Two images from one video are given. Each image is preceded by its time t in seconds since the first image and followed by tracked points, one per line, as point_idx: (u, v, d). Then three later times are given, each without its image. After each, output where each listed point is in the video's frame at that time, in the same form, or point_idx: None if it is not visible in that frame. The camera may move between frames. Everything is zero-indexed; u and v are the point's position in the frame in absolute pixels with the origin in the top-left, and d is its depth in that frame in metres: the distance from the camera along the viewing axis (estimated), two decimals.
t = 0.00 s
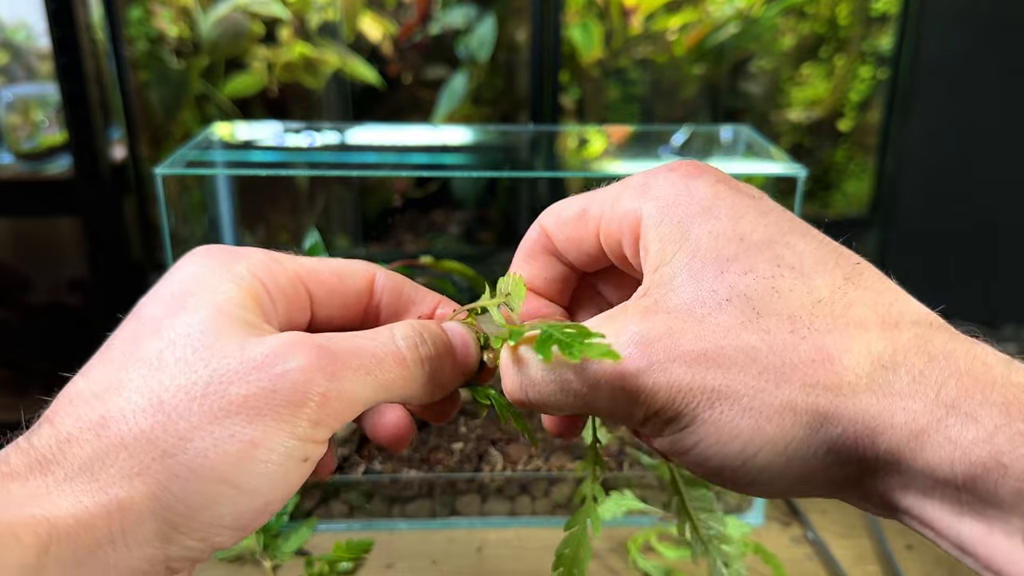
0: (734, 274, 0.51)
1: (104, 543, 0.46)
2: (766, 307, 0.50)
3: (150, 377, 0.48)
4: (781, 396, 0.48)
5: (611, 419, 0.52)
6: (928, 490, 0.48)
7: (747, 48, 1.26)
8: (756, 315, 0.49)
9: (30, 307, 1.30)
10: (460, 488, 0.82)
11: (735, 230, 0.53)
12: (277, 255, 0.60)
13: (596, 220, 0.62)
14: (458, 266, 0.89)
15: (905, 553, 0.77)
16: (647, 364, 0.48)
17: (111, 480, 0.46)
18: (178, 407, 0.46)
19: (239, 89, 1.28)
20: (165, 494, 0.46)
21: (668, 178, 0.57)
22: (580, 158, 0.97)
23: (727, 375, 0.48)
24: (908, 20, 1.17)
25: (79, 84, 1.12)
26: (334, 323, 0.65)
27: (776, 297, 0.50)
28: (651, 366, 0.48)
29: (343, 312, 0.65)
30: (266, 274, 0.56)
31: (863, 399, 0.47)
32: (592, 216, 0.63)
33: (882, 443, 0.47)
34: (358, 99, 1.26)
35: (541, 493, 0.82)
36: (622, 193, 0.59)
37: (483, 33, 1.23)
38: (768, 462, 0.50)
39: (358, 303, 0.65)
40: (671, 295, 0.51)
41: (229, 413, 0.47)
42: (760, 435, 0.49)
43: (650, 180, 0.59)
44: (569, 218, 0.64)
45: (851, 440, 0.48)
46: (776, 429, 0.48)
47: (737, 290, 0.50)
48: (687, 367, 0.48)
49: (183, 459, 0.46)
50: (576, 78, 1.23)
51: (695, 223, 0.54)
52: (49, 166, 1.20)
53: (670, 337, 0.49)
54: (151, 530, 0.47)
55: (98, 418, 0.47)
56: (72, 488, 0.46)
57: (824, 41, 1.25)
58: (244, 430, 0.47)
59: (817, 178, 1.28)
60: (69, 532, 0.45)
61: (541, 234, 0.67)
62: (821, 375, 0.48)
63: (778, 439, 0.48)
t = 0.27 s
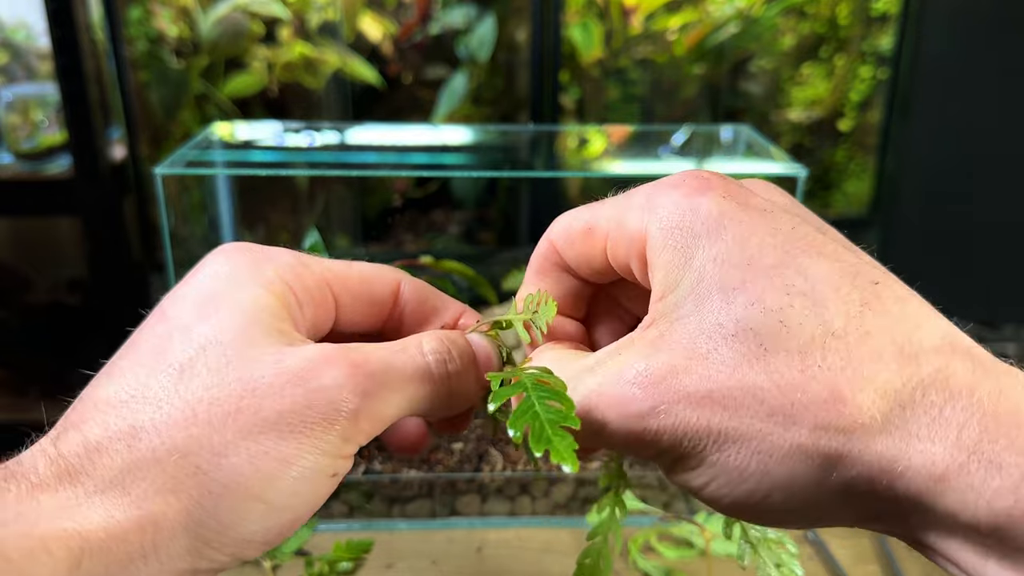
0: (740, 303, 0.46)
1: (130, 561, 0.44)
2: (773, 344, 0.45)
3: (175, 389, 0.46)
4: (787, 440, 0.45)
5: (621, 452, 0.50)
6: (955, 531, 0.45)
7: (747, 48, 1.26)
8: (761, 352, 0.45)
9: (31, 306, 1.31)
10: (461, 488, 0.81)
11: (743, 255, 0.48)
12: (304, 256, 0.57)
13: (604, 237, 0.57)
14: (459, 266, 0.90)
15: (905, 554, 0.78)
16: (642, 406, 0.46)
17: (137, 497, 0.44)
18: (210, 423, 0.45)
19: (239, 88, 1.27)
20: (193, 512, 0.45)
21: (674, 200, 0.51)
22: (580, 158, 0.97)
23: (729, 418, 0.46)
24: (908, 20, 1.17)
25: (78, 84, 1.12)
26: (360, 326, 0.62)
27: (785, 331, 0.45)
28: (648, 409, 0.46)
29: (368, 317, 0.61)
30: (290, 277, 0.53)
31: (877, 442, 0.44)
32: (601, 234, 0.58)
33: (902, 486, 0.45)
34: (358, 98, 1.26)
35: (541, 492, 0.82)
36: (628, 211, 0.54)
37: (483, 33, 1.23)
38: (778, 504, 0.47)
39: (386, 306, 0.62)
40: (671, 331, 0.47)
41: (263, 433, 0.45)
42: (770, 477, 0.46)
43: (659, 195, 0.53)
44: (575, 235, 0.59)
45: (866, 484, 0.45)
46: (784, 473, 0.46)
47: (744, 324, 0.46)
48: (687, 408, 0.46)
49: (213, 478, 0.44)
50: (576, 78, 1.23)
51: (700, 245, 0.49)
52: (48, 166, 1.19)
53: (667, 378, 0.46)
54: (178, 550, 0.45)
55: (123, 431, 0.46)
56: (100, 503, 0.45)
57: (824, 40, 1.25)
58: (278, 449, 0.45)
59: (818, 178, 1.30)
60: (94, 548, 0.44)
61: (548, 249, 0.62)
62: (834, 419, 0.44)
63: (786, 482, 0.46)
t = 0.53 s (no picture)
0: (931, 226, 0.40)
1: None
2: (965, 274, 0.39)
3: (23, 378, 0.55)
4: (976, 389, 0.40)
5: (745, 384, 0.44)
6: None
7: (748, 47, 1.25)
8: (959, 285, 0.39)
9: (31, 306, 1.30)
10: (461, 488, 0.81)
11: (935, 167, 0.41)
12: (50, 295, 0.68)
13: (739, 130, 0.49)
14: (460, 266, 0.91)
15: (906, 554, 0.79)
16: (808, 340, 0.40)
17: None
18: (49, 407, 0.55)
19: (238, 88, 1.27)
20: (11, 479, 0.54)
21: (838, 90, 0.44)
22: (581, 157, 0.97)
23: (911, 360, 0.40)
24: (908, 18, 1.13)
25: (78, 84, 1.12)
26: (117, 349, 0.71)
27: (982, 263, 0.39)
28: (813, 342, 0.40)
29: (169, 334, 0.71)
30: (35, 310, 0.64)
31: None
32: (723, 130, 0.50)
33: None
34: (358, 98, 1.26)
35: (542, 493, 0.82)
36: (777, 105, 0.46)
37: (483, 32, 1.23)
38: (953, 460, 0.42)
39: (124, 334, 0.71)
40: (848, 251, 0.40)
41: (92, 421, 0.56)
42: (944, 431, 0.41)
43: (815, 87, 0.45)
44: (695, 129, 0.52)
45: None
46: (963, 425, 0.40)
47: (934, 248, 0.39)
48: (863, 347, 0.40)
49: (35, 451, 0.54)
50: (576, 77, 1.24)
51: (878, 150, 0.41)
52: (48, 166, 1.19)
53: (842, 309, 0.39)
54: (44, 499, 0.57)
55: None
56: None
57: (824, 40, 1.26)
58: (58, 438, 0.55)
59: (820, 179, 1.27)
60: None
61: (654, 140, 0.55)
62: None
63: (968, 436, 0.41)
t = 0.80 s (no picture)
0: (924, 254, 0.41)
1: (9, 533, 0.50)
2: (954, 300, 0.40)
3: (48, 398, 0.54)
4: (951, 405, 0.41)
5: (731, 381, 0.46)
6: None
7: (748, 47, 1.25)
8: (945, 310, 0.40)
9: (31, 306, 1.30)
10: (461, 488, 0.82)
11: (930, 200, 0.42)
12: (86, 334, 0.69)
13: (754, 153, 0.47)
14: (459, 267, 0.91)
15: (906, 553, 0.78)
16: (792, 345, 0.41)
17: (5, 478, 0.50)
18: (82, 416, 0.53)
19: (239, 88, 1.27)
20: (45, 489, 0.51)
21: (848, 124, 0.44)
22: (580, 157, 0.96)
23: (890, 375, 0.41)
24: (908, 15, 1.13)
25: (78, 84, 1.12)
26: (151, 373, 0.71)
27: (971, 290, 0.41)
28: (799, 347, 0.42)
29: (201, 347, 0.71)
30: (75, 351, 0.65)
31: None
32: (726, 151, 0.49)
33: None
34: (358, 98, 1.26)
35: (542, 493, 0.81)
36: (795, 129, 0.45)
37: (483, 32, 1.23)
38: (921, 472, 0.44)
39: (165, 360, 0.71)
40: (844, 271, 0.41)
41: (128, 431, 0.55)
42: (918, 441, 0.42)
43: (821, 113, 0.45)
44: (700, 150, 0.49)
45: None
46: (932, 439, 0.42)
47: (923, 273, 0.41)
48: (843, 357, 0.41)
49: (68, 461, 0.52)
50: (576, 77, 1.25)
51: (879, 184, 0.42)
52: (47, 166, 1.19)
53: (828, 320, 0.41)
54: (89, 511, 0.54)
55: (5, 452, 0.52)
56: None
57: (824, 40, 1.26)
58: (97, 447, 0.53)
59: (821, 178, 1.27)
60: None
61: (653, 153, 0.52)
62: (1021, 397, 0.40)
63: (939, 452, 0.42)
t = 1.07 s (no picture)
0: (973, 280, 0.42)
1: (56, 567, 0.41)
2: (996, 325, 0.42)
3: (98, 421, 0.46)
4: (970, 421, 0.41)
5: (754, 368, 0.46)
6: None
7: (748, 47, 1.26)
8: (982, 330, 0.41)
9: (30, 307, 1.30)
10: (461, 488, 0.80)
11: (990, 232, 0.43)
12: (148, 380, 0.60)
13: (825, 165, 0.49)
14: (459, 266, 0.91)
15: (906, 554, 0.79)
16: (827, 344, 0.41)
17: (53, 500, 0.42)
18: (130, 425, 0.46)
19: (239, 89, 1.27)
20: (91, 512, 0.42)
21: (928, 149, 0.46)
22: (580, 157, 0.97)
23: (916, 387, 0.41)
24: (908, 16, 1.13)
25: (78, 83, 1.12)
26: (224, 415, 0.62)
27: (1009, 317, 0.42)
28: (833, 342, 0.42)
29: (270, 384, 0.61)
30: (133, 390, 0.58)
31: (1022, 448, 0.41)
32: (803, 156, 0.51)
33: None
34: (358, 98, 1.27)
35: (542, 493, 0.81)
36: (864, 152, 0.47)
37: (483, 32, 1.23)
38: (932, 480, 0.44)
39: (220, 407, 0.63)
40: (893, 278, 0.42)
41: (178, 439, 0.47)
42: (931, 453, 0.43)
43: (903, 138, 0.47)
44: (779, 155, 0.52)
45: None
46: (945, 451, 0.42)
47: (968, 294, 0.42)
48: (877, 363, 0.41)
49: (116, 474, 0.44)
50: (576, 77, 1.24)
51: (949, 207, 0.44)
52: (47, 166, 1.19)
53: (869, 322, 0.41)
54: (149, 541, 0.46)
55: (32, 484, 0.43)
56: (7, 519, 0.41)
57: (824, 40, 1.25)
58: (142, 458, 0.45)
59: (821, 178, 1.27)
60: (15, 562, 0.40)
61: (734, 151, 0.54)
62: None
63: (948, 464, 0.43)
